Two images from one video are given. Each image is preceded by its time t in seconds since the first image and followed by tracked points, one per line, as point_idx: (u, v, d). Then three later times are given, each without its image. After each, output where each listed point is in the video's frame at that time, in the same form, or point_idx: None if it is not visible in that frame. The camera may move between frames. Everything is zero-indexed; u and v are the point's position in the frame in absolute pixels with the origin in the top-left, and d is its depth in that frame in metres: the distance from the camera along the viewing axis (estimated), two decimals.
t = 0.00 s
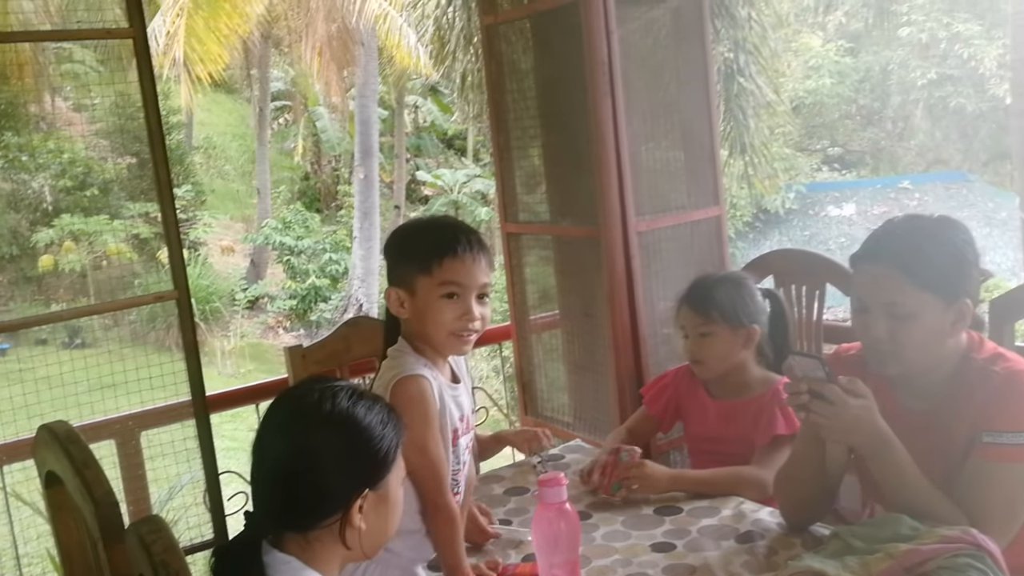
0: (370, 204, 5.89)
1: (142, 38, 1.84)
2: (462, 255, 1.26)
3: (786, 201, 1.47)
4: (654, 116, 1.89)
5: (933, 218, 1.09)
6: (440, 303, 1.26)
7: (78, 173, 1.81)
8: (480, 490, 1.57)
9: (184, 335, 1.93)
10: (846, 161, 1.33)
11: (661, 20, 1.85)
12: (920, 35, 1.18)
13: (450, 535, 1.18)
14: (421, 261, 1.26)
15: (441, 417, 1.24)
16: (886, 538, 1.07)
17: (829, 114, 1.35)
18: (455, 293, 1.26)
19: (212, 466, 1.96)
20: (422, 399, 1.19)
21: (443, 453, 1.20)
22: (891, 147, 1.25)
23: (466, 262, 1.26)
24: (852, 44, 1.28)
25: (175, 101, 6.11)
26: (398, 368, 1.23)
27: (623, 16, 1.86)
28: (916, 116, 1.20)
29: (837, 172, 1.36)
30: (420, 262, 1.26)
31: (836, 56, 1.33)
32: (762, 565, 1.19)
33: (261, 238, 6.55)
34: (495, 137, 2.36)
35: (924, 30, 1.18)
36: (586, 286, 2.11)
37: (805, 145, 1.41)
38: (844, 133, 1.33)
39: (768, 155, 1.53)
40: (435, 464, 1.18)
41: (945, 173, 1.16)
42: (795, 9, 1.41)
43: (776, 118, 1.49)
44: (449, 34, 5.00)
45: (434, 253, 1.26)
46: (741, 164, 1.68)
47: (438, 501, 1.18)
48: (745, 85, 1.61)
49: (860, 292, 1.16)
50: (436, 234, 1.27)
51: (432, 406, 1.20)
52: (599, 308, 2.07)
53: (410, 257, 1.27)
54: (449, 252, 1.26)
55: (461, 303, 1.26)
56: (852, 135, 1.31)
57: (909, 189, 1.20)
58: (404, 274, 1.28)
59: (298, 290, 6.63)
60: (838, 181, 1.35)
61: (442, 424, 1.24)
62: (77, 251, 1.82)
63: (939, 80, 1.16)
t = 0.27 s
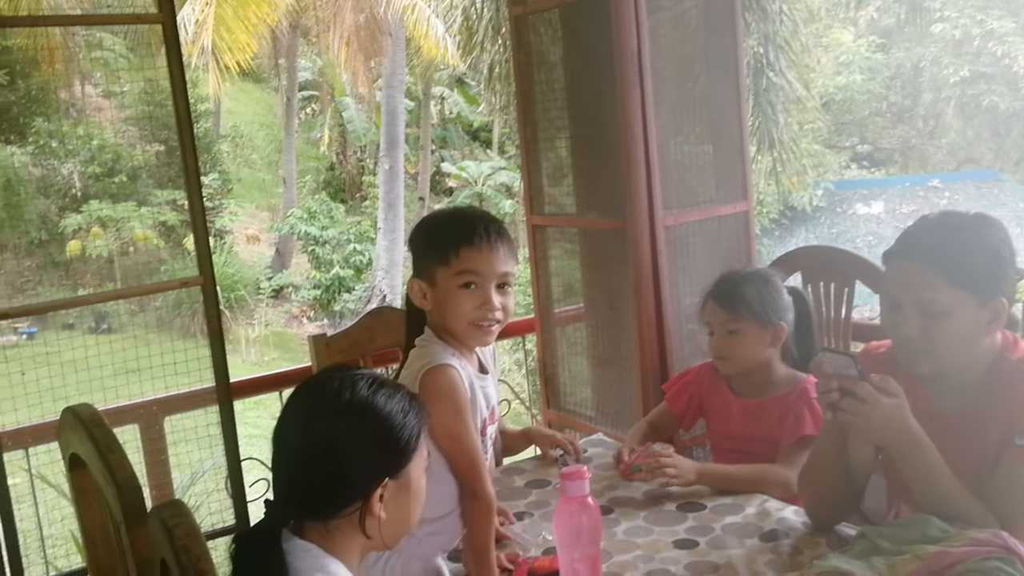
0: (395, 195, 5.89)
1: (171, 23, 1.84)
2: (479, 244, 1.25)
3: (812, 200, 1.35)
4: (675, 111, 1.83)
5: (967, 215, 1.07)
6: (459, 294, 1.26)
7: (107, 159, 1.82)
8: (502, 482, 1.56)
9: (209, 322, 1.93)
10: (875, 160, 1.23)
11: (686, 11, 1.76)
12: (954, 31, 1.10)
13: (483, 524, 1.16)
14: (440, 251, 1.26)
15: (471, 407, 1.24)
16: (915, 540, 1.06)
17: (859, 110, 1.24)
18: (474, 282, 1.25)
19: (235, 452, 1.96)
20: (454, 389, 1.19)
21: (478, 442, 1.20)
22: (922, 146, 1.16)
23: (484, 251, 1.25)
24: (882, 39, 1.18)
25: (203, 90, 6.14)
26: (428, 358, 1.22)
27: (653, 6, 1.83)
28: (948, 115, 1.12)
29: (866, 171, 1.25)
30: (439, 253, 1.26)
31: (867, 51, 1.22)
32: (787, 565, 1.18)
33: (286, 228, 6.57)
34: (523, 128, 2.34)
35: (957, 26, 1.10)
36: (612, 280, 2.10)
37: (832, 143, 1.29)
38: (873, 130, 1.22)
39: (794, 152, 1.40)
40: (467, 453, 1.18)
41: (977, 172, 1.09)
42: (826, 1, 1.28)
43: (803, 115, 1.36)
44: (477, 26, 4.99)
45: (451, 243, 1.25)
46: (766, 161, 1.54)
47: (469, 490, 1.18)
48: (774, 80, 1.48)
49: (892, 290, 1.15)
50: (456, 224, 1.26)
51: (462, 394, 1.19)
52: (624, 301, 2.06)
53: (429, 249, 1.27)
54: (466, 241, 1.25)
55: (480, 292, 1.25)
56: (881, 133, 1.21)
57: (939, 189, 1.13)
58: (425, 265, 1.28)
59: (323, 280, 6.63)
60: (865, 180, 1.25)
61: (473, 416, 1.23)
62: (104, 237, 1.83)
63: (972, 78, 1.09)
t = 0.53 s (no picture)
0: (416, 166, 5.86)
1: None
2: (502, 214, 1.24)
3: (836, 175, 1.26)
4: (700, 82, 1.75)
5: (999, 190, 1.01)
6: (482, 265, 1.25)
7: (129, 129, 1.81)
8: (520, 454, 1.56)
9: (229, 292, 1.92)
10: (901, 135, 1.15)
11: None
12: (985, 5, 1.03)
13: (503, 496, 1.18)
14: (463, 223, 1.25)
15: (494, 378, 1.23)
16: (936, 518, 1.04)
17: (886, 85, 1.16)
18: (497, 254, 1.24)
19: (254, 421, 1.97)
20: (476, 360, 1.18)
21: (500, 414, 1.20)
22: (951, 122, 1.08)
23: (507, 222, 1.24)
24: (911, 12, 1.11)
25: (224, 59, 6.13)
26: (451, 328, 1.21)
27: None
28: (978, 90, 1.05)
29: (893, 146, 1.17)
30: (463, 224, 1.25)
31: (896, 25, 1.14)
32: (806, 542, 1.17)
33: (307, 198, 6.58)
34: (546, 99, 2.32)
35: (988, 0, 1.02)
36: (633, 254, 2.08)
37: (858, 117, 1.21)
38: (899, 105, 1.15)
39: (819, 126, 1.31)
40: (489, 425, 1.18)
41: (1007, 148, 1.02)
42: None
43: (830, 89, 1.26)
44: None
45: (474, 214, 1.24)
46: (791, 137, 1.43)
47: (490, 462, 1.18)
48: (799, 53, 1.37)
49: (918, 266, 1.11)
50: (477, 195, 1.25)
51: (485, 365, 1.19)
52: (645, 275, 2.04)
53: (452, 220, 1.27)
54: (488, 212, 1.24)
55: (504, 264, 1.25)
56: (908, 109, 1.13)
57: (967, 166, 1.06)
58: (449, 237, 1.28)
59: (343, 252, 6.68)
60: (892, 156, 1.17)
61: (496, 388, 1.23)
62: (126, 206, 1.83)
63: (1003, 53, 1.02)
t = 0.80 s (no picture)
0: (430, 136, 5.84)
1: None
2: (535, 183, 1.23)
3: (854, 148, 1.32)
4: (721, 52, 1.76)
5: None
6: (515, 235, 1.23)
7: (144, 97, 1.81)
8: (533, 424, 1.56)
9: (244, 261, 1.93)
10: (922, 109, 1.20)
11: None
12: None
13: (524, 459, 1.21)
14: (495, 193, 1.24)
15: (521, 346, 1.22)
16: (952, 491, 1.03)
17: (907, 58, 1.22)
18: (530, 223, 1.23)
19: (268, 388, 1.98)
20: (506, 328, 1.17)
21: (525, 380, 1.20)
22: (971, 97, 1.11)
23: (539, 190, 1.23)
24: None
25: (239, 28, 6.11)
26: (478, 296, 1.20)
27: None
28: (1000, 64, 1.07)
29: (912, 120, 1.22)
30: (494, 195, 1.24)
31: None
32: (819, 514, 1.17)
33: (321, 168, 6.57)
34: (562, 68, 2.30)
35: None
36: (649, 225, 2.07)
37: (878, 91, 1.27)
38: (921, 79, 1.20)
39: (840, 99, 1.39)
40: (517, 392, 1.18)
41: None
42: None
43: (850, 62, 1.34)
44: None
45: (506, 183, 1.23)
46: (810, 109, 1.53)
47: (513, 428, 1.20)
48: (819, 24, 1.46)
49: (938, 238, 1.09)
50: (507, 165, 1.24)
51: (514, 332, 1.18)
52: (661, 247, 2.03)
53: (483, 191, 1.25)
54: (520, 181, 1.23)
55: (536, 233, 1.23)
56: (930, 82, 1.18)
57: (988, 140, 1.07)
58: (480, 208, 1.26)
59: (357, 222, 6.64)
60: (911, 130, 1.21)
61: (524, 356, 1.23)
62: (141, 174, 1.83)
63: None
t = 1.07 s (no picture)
0: (450, 122, 5.82)
1: None
2: (566, 162, 1.23)
3: (878, 136, 1.31)
4: (743, 37, 1.77)
5: None
6: (549, 215, 1.23)
7: (167, 82, 1.82)
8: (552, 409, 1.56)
9: (265, 244, 1.94)
10: (945, 98, 1.20)
11: None
12: None
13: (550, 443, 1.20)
14: (525, 173, 1.23)
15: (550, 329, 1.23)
16: (975, 480, 1.03)
17: (931, 46, 1.21)
18: (563, 203, 1.23)
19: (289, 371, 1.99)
20: (537, 311, 1.18)
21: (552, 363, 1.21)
22: (996, 84, 1.10)
23: (570, 168, 1.23)
24: None
25: (261, 13, 6.11)
26: (505, 280, 1.19)
27: None
28: None
29: (935, 108, 1.22)
30: (524, 174, 1.23)
31: None
32: (840, 501, 1.16)
33: (341, 154, 6.58)
34: (584, 52, 2.29)
35: None
36: (670, 212, 2.06)
37: (902, 79, 1.27)
38: (945, 67, 1.19)
39: (864, 86, 1.37)
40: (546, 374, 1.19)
41: None
42: None
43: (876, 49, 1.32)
44: None
45: (537, 162, 1.22)
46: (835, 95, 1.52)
47: (541, 413, 1.19)
48: (844, 11, 1.47)
49: (963, 225, 1.07)
50: (535, 142, 1.23)
51: (544, 315, 1.18)
52: (682, 233, 2.02)
53: (512, 170, 1.24)
54: (550, 159, 1.23)
55: (569, 212, 1.24)
56: (954, 70, 1.17)
57: (1012, 130, 1.05)
58: (508, 187, 1.25)
59: (377, 208, 6.65)
60: (934, 118, 1.21)
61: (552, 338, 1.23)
62: (164, 158, 1.84)
63: None
